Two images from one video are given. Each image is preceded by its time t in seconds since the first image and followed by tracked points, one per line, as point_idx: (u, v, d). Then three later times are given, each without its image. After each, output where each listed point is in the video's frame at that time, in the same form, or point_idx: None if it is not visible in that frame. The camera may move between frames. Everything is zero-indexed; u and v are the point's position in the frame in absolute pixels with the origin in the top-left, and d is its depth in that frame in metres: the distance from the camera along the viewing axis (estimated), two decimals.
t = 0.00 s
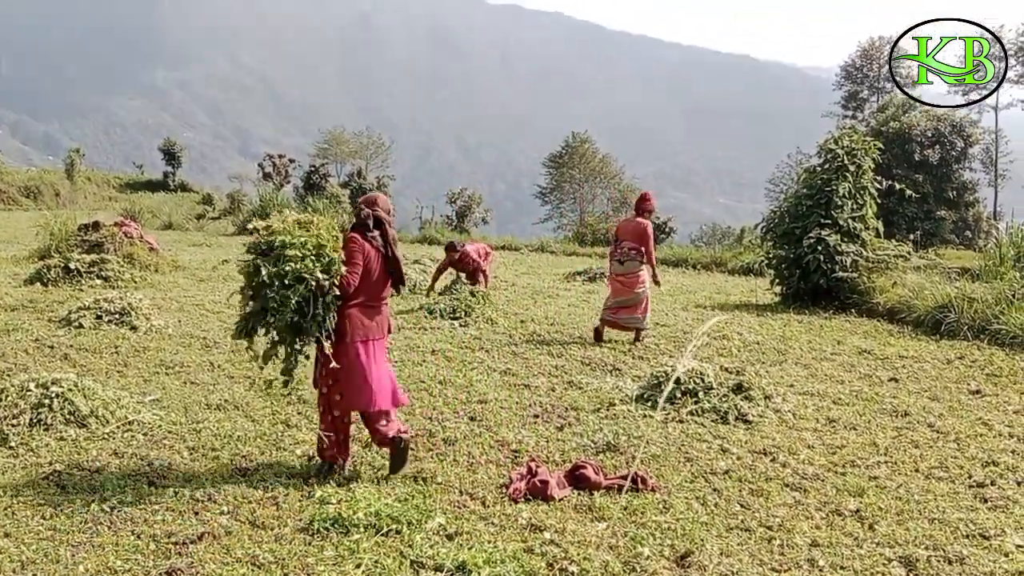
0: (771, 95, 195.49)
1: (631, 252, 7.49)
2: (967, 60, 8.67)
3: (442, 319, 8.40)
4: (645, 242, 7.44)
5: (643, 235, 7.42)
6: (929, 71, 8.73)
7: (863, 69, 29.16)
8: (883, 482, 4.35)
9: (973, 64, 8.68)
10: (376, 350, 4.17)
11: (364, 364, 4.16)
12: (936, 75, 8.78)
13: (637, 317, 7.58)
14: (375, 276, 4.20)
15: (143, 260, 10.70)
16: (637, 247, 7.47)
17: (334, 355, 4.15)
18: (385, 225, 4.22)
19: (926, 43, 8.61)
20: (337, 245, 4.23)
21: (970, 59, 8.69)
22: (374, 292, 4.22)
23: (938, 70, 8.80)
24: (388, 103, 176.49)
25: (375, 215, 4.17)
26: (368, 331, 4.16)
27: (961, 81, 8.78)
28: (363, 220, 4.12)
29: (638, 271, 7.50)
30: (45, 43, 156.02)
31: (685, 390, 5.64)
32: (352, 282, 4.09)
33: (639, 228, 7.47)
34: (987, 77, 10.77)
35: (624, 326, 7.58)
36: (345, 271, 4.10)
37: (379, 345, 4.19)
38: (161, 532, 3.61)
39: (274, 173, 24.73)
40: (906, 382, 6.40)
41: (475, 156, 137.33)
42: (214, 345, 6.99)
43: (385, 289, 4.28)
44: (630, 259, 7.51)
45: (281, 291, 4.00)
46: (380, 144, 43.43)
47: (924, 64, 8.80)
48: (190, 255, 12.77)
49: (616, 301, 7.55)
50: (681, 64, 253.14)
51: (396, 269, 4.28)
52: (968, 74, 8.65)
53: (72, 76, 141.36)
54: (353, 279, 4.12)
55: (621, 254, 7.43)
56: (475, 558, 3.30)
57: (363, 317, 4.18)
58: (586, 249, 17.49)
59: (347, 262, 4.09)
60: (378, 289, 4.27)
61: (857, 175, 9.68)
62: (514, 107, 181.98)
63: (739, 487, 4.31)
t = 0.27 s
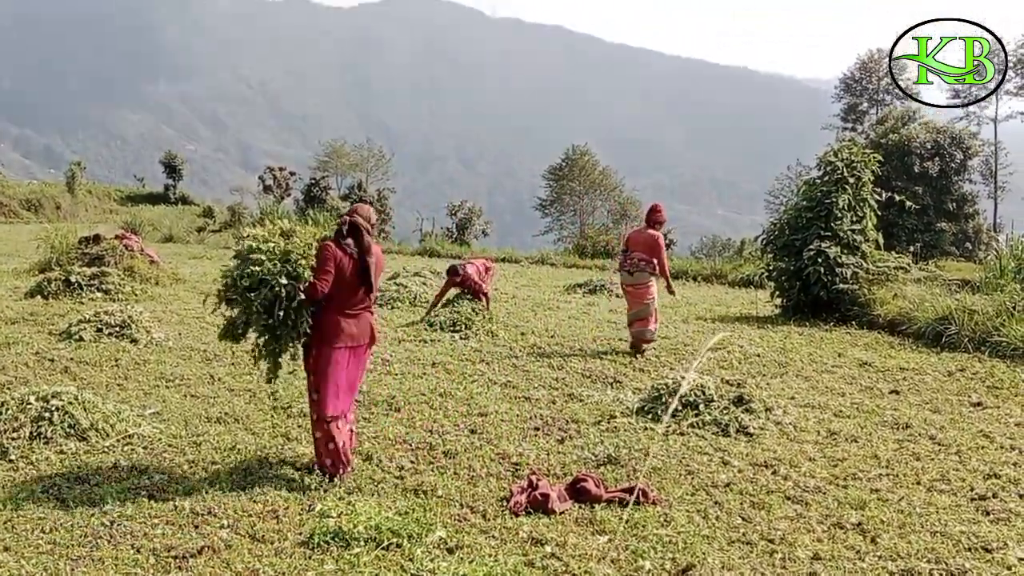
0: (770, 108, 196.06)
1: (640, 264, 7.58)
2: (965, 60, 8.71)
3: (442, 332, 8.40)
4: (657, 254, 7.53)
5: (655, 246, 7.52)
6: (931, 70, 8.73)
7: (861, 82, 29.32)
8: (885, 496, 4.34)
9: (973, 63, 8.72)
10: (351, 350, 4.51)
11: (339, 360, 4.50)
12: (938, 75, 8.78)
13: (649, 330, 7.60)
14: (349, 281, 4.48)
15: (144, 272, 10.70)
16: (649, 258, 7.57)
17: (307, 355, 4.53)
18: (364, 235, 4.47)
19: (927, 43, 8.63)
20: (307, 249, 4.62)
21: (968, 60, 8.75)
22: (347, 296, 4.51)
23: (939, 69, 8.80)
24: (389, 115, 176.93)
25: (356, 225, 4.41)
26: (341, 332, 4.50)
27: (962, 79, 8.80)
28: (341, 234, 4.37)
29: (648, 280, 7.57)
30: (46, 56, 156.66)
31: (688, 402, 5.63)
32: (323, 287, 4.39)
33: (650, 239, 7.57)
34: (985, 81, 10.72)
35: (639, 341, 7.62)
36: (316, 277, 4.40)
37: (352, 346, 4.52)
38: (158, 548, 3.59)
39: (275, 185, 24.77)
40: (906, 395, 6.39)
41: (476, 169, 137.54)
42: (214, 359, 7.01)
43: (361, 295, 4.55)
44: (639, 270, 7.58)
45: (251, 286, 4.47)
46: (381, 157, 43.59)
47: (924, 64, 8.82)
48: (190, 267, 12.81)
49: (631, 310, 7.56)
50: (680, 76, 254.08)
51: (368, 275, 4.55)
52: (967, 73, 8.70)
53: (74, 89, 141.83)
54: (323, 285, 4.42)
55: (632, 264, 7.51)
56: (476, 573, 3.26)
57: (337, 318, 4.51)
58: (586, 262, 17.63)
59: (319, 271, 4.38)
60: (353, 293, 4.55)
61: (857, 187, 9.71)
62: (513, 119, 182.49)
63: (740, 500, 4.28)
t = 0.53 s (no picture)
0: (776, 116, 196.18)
1: (652, 274, 7.66)
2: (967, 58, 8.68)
3: (449, 342, 8.41)
4: (670, 264, 7.60)
5: (667, 256, 7.59)
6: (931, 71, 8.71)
7: (867, 92, 29.26)
8: (892, 506, 4.32)
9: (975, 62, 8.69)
10: (347, 356, 4.59)
11: (334, 367, 4.57)
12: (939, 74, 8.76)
13: (663, 339, 7.70)
14: (345, 288, 4.52)
15: (151, 283, 10.78)
16: (661, 268, 7.63)
17: (304, 361, 4.59)
18: (361, 244, 4.49)
19: (927, 41, 8.62)
20: (305, 261, 4.72)
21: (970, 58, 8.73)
22: (344, 304, 4.56)
23: (939, 69, 8.81)
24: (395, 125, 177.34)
25: (354, 235, 4.45)
26: (338, 338, 4.55)
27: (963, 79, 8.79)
28: (337, 243, 4.43)
29: (661, 289, 7.64)
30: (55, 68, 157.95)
31: (694, 412, 5.62)
32: (319, 296, 4.45)
33: (664, 248, 7.63)
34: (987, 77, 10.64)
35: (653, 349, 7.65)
36: (312, 285, 4.43)
37: (351, 352, 4.60)
38: (165, 560, 3.59)
39: (282, 196, 24.87)
40: (914, 405, 6.35)
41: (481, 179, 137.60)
42: (220, 369, 7.03)
43: (359, 303, 4.60)
44: (652, 280, 7.68)
45: (249, 288, 4.74)
46: (387, 167, 43.76)
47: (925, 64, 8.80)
48: (196, 278, 12.87)
49: (645, 319, 7.63)
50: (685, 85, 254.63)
51: (365, 283, 4.59)
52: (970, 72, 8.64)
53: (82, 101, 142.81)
54: (319, 292, 4.48)
55: (647, 276, 7.63)
56: None
57: (335, 326, 4.56)
58: (592, 271, 17.72)
59: (314, 279, 4.43)
60: (349, 300, 4.58)
61: (862, 197, 9.68)
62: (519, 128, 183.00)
63: (748, 511, 4.27)
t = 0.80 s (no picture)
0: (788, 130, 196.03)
1: (672, 289, 7.78)
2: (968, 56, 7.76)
3: (461, 360, 8.43)
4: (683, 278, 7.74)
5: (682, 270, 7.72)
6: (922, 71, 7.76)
7: (880, 108, 29.22)
8: (907, 524, 4.28)
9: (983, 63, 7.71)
10: (356, 365, 4.77)
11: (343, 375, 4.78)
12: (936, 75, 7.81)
13: (683, 351, 7.80)
14: (350, 298, 4.74)
15: (164, 301, 10.88)
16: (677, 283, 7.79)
17: (312, 367, 4.79)
18: (366, 255, 4.74)
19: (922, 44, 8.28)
20: (310, 272, 4.93)
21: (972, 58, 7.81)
22: (351, 313, 4.76)
23: (939, 71, 7.92)
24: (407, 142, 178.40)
25: (359, 246, 4.70)
26: (345, 348, 4.75)
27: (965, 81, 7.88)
28: (342, 254, 4.64)
29: (683, 301, 7.75)
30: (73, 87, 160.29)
31: (707, 430, 5.60)
32: (326, 305, 4.64)
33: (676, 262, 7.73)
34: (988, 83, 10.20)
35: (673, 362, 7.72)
36: (319, 294, 4.66)
37: (359, 360, 4.80)
38: None
39: (295, 213, 25.05)
40: (930, 422, 6.29)
41: (493, 196, 137.94)
42: (233, 387, 7.06)
43: (366, 312, 4.79)
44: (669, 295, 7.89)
45: (266, 300, 4.73)
46: (399, 185, 44.06)
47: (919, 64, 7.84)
48: (209, 295, 13.01)
49: (668, 332, 7.78)
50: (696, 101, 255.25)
51: (371, 293, 4.81)
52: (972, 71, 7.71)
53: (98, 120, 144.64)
54: (326, 302, 4.69)
55: (664, 291, 7.71)
56: None
57: (340, 335, 4.78)
58: (604, 287, 17.77)
59: (320, 292, 4.64)
60: (356, 309, 4.81)
61: (875, 213, 9.67)
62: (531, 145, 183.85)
63: (762, 528, 4.24)
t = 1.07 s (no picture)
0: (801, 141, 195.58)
1: (692, 305, 7.85)
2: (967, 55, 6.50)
3: (474, 373, 8.45)
4: (699, 289, 7.83)
5: (696, 282, 7.81)
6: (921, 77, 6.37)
7: (893, 120, 29.06)
8: (922, 538, 4.24)
9: (983, 63, 6.52)
10: (356, 376, 4.87)
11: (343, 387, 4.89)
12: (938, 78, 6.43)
13: (711, 361, 7.90)
14: (349, 309, 4.83)
15: (178, 314, 10.98)
16: (693, 295, 7.89)
17: (312, 380, 4.91)
18: (365, 270, 4.81)
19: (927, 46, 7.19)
20: (310, 289, 4.96)
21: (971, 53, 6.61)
22: (351, 326, 4.88)
23: (938, 72, 6.57)
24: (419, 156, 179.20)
25: (360, 262, 4.76)
26: (344, 361, 4.85)
27: (964, 82, 6.74)
28: (345, 269, 4.74)
29: (702, 313, 7.89)
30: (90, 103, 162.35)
31: (719, 444, 5.58)
32: (322, 318, 4.73)
33: (692, 276, 7.89)
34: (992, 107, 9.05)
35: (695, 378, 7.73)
36: (316, 309, 4.76)
37: (361, 374, 4.88)
38: None
39: (308, 227, 25.20)
40: (944, 435, 6.25)
41: (504, 210, 138.29)
42: (245, 401, 7.08)
43: (365, 325, 4.88)
44: (689, 308, 8.00)
45: (267, 312, 4.87)
46: (411, 200, 44.27)
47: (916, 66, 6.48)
48: (222, 309, 13.10)
49: (686, 347, 7.92)
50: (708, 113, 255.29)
51: (371, 308, 4.92)
52: (976, 74, 6.51)
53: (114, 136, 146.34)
54: (324, 316, 4.80)
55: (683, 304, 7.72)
56: None
57: (341, 348, 4.87)
58: (616, 300, 17.80)
59: (321, 305, 4.75)
60: (358, 323, 4.91)
61: (889, 226, 9.62)
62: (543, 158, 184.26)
63: (775, 543, 4.21)
